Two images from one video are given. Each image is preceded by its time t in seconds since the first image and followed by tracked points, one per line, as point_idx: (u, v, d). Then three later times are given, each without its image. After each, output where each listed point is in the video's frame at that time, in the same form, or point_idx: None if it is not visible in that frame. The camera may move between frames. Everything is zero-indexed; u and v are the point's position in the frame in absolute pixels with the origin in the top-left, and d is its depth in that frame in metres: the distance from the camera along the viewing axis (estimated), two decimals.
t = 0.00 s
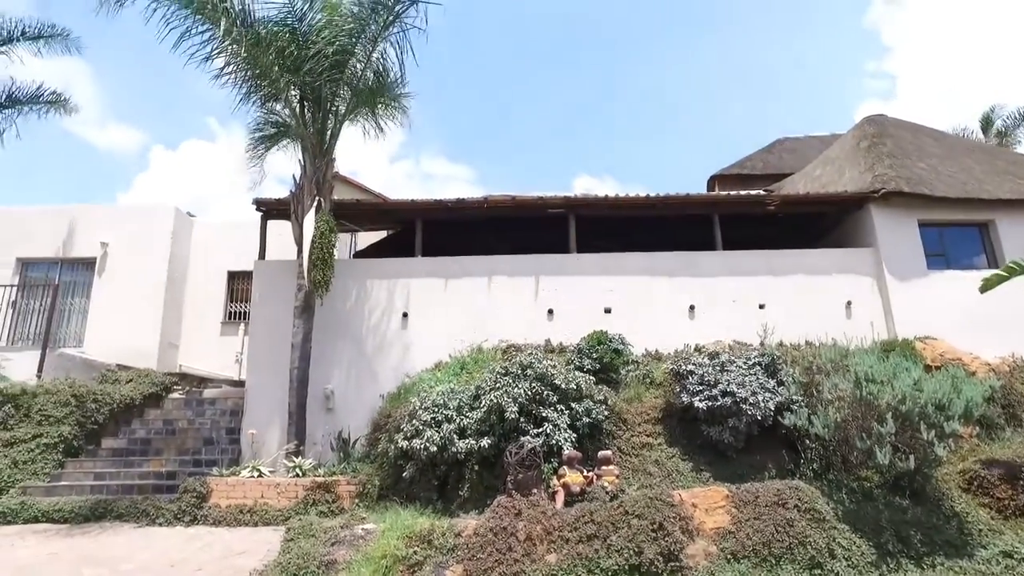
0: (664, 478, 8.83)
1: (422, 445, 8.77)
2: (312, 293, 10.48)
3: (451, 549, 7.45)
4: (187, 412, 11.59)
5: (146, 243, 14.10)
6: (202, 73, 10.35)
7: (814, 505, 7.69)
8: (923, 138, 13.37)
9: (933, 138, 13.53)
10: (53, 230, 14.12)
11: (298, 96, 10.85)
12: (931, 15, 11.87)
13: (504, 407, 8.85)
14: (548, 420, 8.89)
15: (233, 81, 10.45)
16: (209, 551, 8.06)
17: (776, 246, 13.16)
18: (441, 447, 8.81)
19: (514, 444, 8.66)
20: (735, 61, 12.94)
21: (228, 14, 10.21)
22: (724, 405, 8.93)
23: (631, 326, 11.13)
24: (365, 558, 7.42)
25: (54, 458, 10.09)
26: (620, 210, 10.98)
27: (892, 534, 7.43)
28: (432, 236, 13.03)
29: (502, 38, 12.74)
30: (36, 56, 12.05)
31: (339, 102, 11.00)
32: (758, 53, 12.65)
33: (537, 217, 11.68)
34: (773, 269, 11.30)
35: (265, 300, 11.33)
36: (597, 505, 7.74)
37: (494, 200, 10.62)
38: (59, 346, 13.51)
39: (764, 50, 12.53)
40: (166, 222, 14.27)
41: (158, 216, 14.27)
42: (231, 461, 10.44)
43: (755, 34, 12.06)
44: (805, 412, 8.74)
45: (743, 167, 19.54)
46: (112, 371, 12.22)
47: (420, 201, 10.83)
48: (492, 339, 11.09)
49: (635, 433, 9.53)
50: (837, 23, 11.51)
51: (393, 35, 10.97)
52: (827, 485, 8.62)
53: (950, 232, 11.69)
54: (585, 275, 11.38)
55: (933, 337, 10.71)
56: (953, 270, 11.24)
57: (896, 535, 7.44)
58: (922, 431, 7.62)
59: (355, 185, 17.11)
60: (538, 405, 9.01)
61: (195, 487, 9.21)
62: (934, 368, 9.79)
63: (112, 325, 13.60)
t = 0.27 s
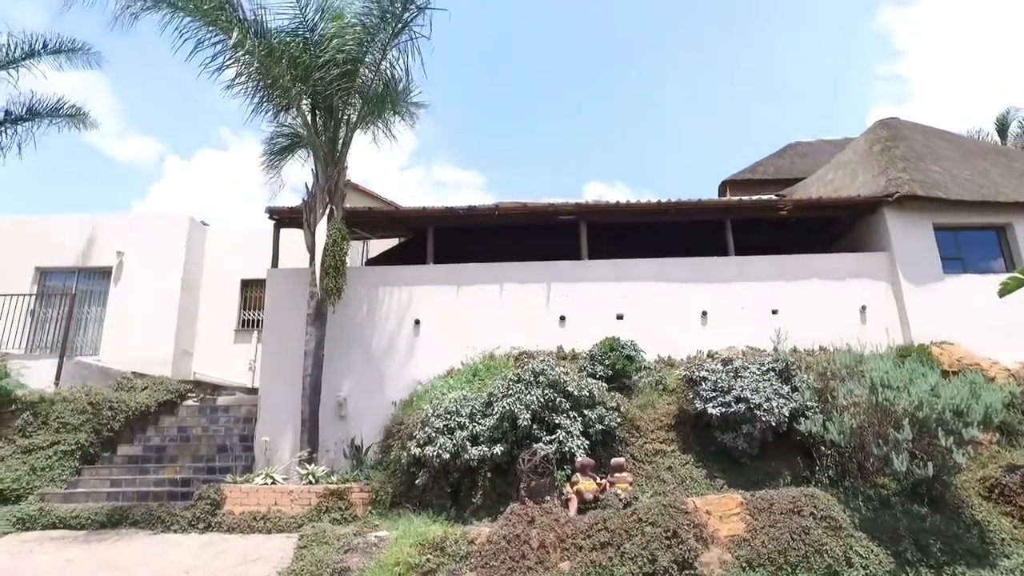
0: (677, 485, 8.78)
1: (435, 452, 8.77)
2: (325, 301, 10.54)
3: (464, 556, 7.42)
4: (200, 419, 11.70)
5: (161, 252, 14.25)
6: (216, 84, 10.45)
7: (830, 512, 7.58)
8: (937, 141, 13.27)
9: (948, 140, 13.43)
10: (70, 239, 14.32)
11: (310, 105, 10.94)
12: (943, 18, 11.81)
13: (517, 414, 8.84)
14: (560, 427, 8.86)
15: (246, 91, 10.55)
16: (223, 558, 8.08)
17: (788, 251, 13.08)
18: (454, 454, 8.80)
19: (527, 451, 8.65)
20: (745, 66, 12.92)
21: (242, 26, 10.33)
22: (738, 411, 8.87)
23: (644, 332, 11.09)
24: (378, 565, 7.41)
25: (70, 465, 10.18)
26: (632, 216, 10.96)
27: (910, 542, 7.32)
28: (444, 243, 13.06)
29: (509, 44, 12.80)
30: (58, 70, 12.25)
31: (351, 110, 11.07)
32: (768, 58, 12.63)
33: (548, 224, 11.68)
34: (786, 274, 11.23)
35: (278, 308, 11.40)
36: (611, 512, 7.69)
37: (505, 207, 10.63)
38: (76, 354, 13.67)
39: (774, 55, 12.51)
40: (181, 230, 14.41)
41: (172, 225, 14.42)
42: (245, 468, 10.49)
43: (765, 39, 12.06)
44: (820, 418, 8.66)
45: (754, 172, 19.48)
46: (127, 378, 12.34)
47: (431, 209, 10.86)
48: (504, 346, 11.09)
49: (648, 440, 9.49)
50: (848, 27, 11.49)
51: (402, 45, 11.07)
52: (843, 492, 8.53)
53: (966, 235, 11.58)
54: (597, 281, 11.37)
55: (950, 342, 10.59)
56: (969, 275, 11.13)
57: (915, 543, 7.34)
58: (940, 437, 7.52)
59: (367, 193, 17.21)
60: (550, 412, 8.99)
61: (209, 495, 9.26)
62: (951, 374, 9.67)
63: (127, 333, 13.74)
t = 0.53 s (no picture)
0: (693, 492, 8.71)
1: (448, 459, 8.75)
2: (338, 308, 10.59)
3: (478, 563, 7.38)
4: (216, 426, 11.76)
5: (176, 260, 14.38)
6: (229, 94, 10.55)
7: (847, 519, 7.48)
8: (953, 143, 13.14)
9: (964, 142, 13.29)
10: (88, 248, 14.51)
11: (323, 114, 11.04)
12: (956, 18, 11.72)
13: (531, 420, 8.81)
14: (574, 433, 8.83)
15: (261, 100, 10.65)
16: (238, 564, 8.09)
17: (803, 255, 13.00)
18: (468, 460, 8.79)
19: (541, 457, 8.61)
20: (756, 70, 12.89)
21: (255, 35, 10.46)
22: (753, 417, 8.80)
23: (658, 338, 11.04)
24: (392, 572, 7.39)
25: (88, 471, 10.32)
26: (645, 221, 10.94)
27: (931, 550, 7.21)
28: (456, 250, 13.10)
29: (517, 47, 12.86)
30: (78, 82, 12.45)
31: (363, 118, 11.15)
32: (779, 61, 12.60)
33: (560, 230, 11.68)
34: (801, 278, 11.15)
35: (292, 316, 11.46)
36: (626, 519, 7.63)
37: (518, 213, 10.65)
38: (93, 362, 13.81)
39: (785, 57, 12.48)
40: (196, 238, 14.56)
41: (188, 233, 14.57)
42: (259, 475, 10.53)
43: (776, 40, 12.03)
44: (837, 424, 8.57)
45: (767, 177, 19.39)
46: (144, 386, 12.45)
47: (444, 215, 10.90)
48: (517, 352, 11.08)
49: (663, 446, 9.43)
50: (860, 28, 11.43)
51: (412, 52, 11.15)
52: (861, 499, 8.43)
53: (984, 238, 11.42)
54: (610, 287, 11.34)
55: (969, 347, 10.44)
56: (988, 278, 10.97)
57: (936, 551, 7.23)
58: (960, 443, 7.40)
59: (379, 201, 17.28)
60: (564, 418, 8.96)
61: (224, 501, 9.29)
62: (971, 378, 9.53)
63: (144, 341, 13.87)
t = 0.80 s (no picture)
0: (707, 497, 8.66)
1: (462, 464, 8.74)
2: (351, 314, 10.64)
3: (492, 569, 7.36)
4: (231, 432, 11.85)
5: (192, 267, 14.53)
6: (243, 102, 10.64)
7: (866, 525, 7.39)
8: (969, 144, 13.00)
9: (980, 143, 13.15)
10: (106, 255, 14.70)
11: (336, 121, 11.12)
12: (971, 18, 11.61)
13: (544, 426, 8.80)
14: (588, 439, 8.81)
15: (275, 108, 10.73)
16: (253, 569, 8.12)
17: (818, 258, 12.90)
18: (481, 466, 8.77)
19: (555, 463, 8.59)
20: (768, 72, 12.83)
21: (268, 43, 10.53)
22: (768, 421, 8.73)
23: (671, 343, 11.00)
24: None
25: (106, 477, 10.39)
26: (657, 226, 10.91)
27: (953, 557, 7.10)
28: (468, 255, 13.12)
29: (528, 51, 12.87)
30: (94, 92, 12.60)
31: (374, 125, 11.21)
32: (792, 63, 12.53)
33: (572, 235, 11.67)
34: (815, 282, 11.07)
35: (307, 322, 11.54)
36: (640, 525, 7.57)
37: (530, 219, 10.65)
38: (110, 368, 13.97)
39: (798, 59, 12.41)
40: (210, 245, 14.70)
41: (203, 241, 14.71)
42: (274, 480, 10.60)
43: (788, 42, 11.98)
44: (854, 429, 8.48)
45: (779, 180, 19.31)
46: (160, 392, 12.56)
47: (456, 222, 10.93)
48: (530, 357, 11.08)
49: (677, 451, 9.38)
50: (874, 29, 11.34)
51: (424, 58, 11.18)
52: (879, 504, 8.36)
53: (1003, 239, 11.20)
54: (623, 291, 11.32)
55: (989, 350, 10.29)
56: (1008, 280, 10.78)
57: (957, 558, 7.13)
58: (982, 448, 7.26)
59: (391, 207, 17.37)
60: (578, 423, 8.94)
61: (240, 506, 9.34)
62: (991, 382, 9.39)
63: (160, 347, 14.01)
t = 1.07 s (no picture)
0: (722, 502, 8.60)
1: (476, 470, 8.76)
2: (364, 319, 10.69)
3: None
4: (245, 438, 11.93)
5: (206, 274, 14.66)
6: (256, 109, 10.72)
7: (883, 531, 7.31)
8: (985, 144, 12.87)
9: (996, 143, 13.01)
10: (122, 262, 14.86)
11: (347, 129, 11.21)
12: (984, 18, 11.52)
13: (557, 430, 8.78)
14: (601, 444, 8.79)
15: (287, 115, 10.80)
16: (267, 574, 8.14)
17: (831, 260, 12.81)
18: (494, 471, 8.78)
19: (568, 468, 8.56)
20: (779, 72, 12.81)
21: (281, 50, 10.63)
22: (783, 426, 8.67)
23: (684, 347, 10.95)
24: None
25: (123, 482, 10.54)
26: (669, 230, 10.89)
27: (974, 564, 7.00)
28: (480, 260, 13.15)
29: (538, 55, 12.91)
30: (109, 100, 12.73)
31: (386, 132, 11.29)
32: (803, 64, 12.49)
33: (584, 239, 11.67)
34: (829, 284, 10.98)
35: (319, 328, 11.61)
36: (654, 530, 7.52)
37: (541, 224, 10.66)
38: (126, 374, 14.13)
39: (809, 60, 12.36)
40: (224, 252, 14.83)
41: (216, 248, 14.84)
42: (288, 486, 10.65)
43: (798, 43, 11.96)
44: (870, 433, 8.42)
45: (791, 183, 19.21)
46: (175, 398, 12.68)
47: (468, 227, 10.96)
48: (543, 362, 11.07)
49: (691, 456, 9.33)
50: (886, 29, 11.29)
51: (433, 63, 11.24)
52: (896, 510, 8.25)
53: (1021, 241, 11.07)
54: (635, 295, 11.29)
55: (1007, 353, 10.15)
56: None
57: (978, 564, 7.02)
58: (1003, 452, 7.12)
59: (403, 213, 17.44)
60: (591, 428, 8.91)
61: (254, 512, 9.38)
62: (1011, 385, 9.25)
63: (175, 354, 14.15)
